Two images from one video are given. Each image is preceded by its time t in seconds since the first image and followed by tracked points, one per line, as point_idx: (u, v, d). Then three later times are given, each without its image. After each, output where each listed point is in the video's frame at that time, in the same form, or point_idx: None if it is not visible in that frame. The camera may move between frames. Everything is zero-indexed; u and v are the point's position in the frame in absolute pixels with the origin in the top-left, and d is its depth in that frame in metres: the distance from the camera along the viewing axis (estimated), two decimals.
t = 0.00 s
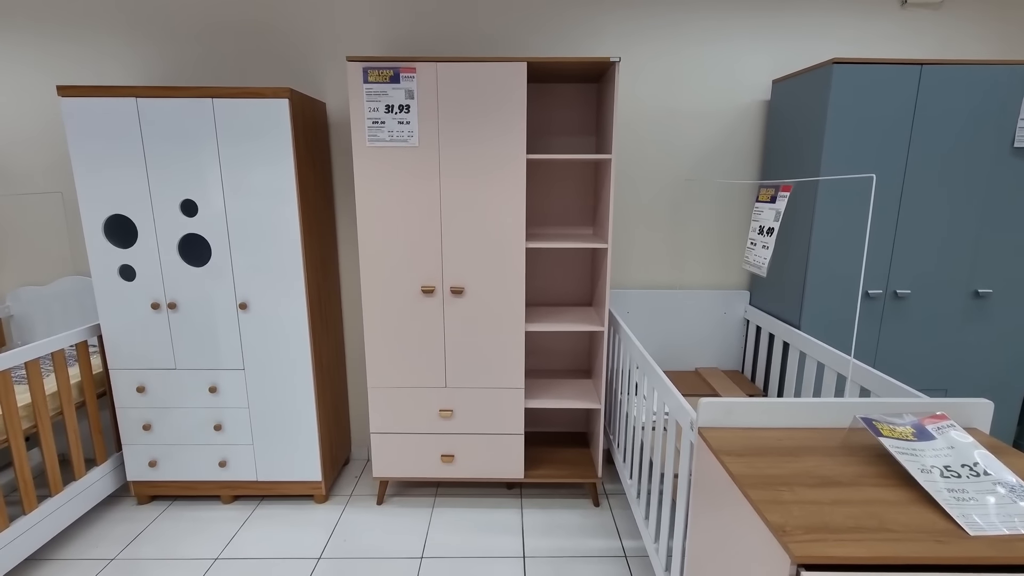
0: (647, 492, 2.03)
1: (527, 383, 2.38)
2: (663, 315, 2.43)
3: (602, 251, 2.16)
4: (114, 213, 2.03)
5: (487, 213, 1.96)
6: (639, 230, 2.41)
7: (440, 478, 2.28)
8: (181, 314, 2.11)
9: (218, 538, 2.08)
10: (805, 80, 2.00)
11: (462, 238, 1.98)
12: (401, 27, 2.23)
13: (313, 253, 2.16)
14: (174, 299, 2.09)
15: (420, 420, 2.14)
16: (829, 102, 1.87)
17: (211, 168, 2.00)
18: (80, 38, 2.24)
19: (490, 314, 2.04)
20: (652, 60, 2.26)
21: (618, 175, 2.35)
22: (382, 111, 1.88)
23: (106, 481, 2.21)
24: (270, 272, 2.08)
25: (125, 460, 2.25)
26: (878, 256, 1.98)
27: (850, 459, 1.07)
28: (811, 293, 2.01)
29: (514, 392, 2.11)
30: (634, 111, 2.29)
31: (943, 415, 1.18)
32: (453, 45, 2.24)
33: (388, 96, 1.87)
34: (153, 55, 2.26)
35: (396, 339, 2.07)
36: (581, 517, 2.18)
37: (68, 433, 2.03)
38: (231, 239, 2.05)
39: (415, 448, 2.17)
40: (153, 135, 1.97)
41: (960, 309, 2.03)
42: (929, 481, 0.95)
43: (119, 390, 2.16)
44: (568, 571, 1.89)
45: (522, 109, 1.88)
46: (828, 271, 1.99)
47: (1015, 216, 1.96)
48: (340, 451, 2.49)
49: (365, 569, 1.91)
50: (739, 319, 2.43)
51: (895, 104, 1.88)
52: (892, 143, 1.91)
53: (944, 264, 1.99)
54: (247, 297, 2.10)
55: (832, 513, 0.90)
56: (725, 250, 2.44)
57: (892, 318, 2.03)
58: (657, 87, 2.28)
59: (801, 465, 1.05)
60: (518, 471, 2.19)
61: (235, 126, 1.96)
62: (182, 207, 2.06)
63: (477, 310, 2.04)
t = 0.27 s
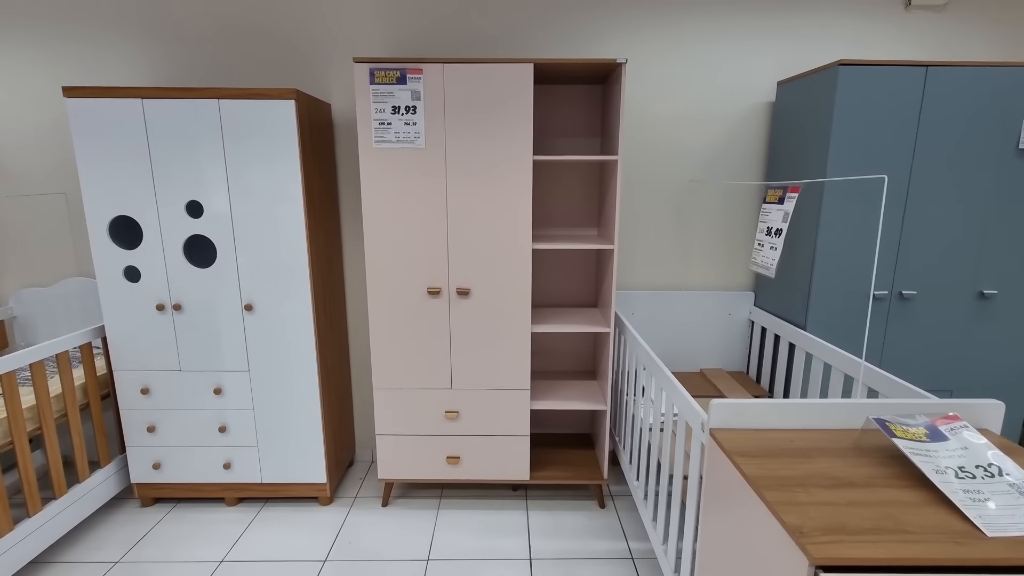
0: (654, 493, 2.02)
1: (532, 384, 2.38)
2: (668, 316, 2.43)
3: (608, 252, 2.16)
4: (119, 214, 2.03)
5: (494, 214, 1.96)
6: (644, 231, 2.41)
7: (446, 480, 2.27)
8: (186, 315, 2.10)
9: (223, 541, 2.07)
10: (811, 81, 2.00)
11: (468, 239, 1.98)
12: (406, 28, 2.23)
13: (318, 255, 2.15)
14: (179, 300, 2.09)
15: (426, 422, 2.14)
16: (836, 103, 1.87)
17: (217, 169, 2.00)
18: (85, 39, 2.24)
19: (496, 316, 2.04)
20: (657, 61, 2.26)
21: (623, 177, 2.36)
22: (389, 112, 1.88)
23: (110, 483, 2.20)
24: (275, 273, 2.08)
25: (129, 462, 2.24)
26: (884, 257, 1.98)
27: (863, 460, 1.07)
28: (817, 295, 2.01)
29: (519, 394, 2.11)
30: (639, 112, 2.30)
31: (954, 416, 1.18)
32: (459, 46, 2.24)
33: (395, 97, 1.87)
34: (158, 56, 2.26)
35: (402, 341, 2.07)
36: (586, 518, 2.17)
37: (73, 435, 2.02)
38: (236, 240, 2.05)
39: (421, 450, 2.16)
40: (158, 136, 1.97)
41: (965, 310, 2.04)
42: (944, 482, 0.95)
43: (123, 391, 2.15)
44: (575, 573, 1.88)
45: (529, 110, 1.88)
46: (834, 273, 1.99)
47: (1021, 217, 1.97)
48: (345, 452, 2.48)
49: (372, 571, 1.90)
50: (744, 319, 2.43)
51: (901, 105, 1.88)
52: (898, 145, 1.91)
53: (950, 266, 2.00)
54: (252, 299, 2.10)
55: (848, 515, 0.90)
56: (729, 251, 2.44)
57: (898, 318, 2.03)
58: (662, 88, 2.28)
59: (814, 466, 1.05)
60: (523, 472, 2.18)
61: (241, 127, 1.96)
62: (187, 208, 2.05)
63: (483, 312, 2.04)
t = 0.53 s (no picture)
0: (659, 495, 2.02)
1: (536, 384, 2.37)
2: (672, 316, 2.42)
3: (612, 252, 2.15)
4: (121, 213, 2.02)
5: (499, 214, 1.95)
6: (648, 231, 2.41)
7: (449, 480, 2.26)
8: (189, 315, 2.09)
9: (226, 542, 2.06)
10: (816, 80, 2.00)
11: (472, 238, 1.97)
12: (410, 28, 2.22)
13: (322, 255, 2.14)
14: (181, 299, 2.08)
15: (430, 422, 2.13)
16: (842, 103, 1.87)
17: (219, 168, 1.99)
18: (87, 38, 2.23)
19: (500, 316, 2.03)
20: (662, 61, 2.25)
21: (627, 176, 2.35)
22: (393, 111, 1.87)
23: (112, 483, 2.19)
24: (278, 272, 2.07)
25: (131, 462, 2.23)
26: (889, 257, 1.98)
27: (875, 461, 1.06)
28: (822, 295, 2.01)
29: (524, 394, 2.10)
30: (644, 112, 2.29)
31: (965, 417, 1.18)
32: (462, 46, 2.24)
33: (399, 96, 1.86)
34: (161, 55, 2.25)
35: (406, 341, 2.06)
36: (591, 519, 2.17)
37: (74, 436, 2.01)
38: (239, 239, 2.04)
39: (424, 450, 2.16)
40: (161, 135, 1.96)
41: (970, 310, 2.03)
42: (957, 483, 0.94)
43: (125, 392, 2.14)
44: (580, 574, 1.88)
45: (534, 109, 1.87)
46: (839, 273, 1.99)
47: None
48: (347, 453, 2.47)
49: (376, 573, 1.90)
50: (748, 320, 2.43)
51: (907, 105, 1.88)
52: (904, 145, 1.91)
53: (955, 266, 1.99)
54: (255, 298, 2.09)
55: (862, 516, 0.89)
56: (733, 251, 2.44)
57: (903, 318, 2.03)
58: (666, 88, 2.27)
59: (826, 467, 1.04)
60: (527, 473, 2.18)
61: (245, 127, 1.95)
62: (190, 208, 2.04)
63: (488, 312, 2.03)
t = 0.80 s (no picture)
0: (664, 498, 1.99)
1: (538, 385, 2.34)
2: (676, 318, 2.40)
3: (616, 252, 2.12)
4: (119, 212, 1.99)
5: (502, 214, 1.92)
6: (653, 231, 2.38)
7: (451, 483, 2.23)
8: (187, 315, 2.06)
9: (224, 546, 2.03)
10: (824, 79, 1.98)
11: (475, 238, 1.94)
12: (412, 25, 2.19)
13: (322, 254, 2.11)
14: (180, 299, 2.05)
15: (431, 424, 2.10)
16: (850, 101, 1.84)
17: (218, 166, 1.95)
18: (85, 34, 2.20)
19: (503, 316, 2.01)
20: (667, 59, 2.22)
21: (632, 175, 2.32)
22: (395, 108, 1.84)
23: (108, 486, 2.16)
24: (277, 272, 2.03)
25: (128, 465, 2.19)
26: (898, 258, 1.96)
27: (890, 467, 1.04)
28: (829, 296, 1.98)
29: (527, 396, 2.07)
30: (649, 110, 2.26)
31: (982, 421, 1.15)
32: (465, 43, 2.21)
33: (401, 93, 1.83)
34: (159, 51, 2.22)
35: (407, 342, 2.03)
36: (594, 523, 2.14)
37: (70, 438, 1.98)
38: (238, 238, 2.01)
39: (426, 453, 2.13)
40: (159, 132, 1.93)
41: (978, 312, 2.01)
42: (978, 491, 0.92)
43: (122, 393, 2.11)
44: None
45: (538, 107, 1.85)
46: (847, 274, 1.96)
47: None
48: (348, 455, 2.44)
49: None
50: (753, 321, 2.40)
51: (916, 104, 1.86)
52: (913, 144, 1.89)
53: (964, 267, 1.97)
54: (254, 298, 2.06)
55: (881, 525, 0.86)
56: (738, 251, 2.41)
57: (911, 320, 2.01)
58: (672, 86, 2.25)
59: (841, 473, 1.01)
60: (530, 476, 2.15)
61: (244, 124, 1.92)
62: (189, 206, 2.01)
63: (491, 312, 2.00)
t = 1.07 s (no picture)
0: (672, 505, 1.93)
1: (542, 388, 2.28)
2: (684, 319, 2.34)
3: (623, 251, 2.06)
4: (110, 209, 1.92)
5: (506, 211, 1.86)
6: (660, 230, 2.32)
7: (452, 489, 2.17)
8: (181, 316, 2.00)
9: (219, 553, 1.97)
10: (838, 73, 1.91)
11: (478, 237, 1.88)
12: (413, 17, 2.13)
13: (320, 253, 2.05)
14: (173, 300, 1.98)
15: (433, 429, 2.04)
16: (866, 96, 1.78)
17: (213, 162, 1.89)
18: (76, 26, 2.14)
19: (507, 318, 1.95)
20: (676, 53, 2.16)
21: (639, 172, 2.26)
22: (396, 102, 1.78)
23: (100, 491, 2.10)
24: (274, 271, 1.98)
25: (121, 469, 2.13)
26: (915, 258, 1.90)
27: (922, 479, 0.97)
28: (843, 296, 1.92)
29: (531, 399, 2.02)
30: (656, 106, 2.20)
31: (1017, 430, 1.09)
32: (468, 36, 2.15)
33: (402, 87, 1.77)
34: (153, 45, 2.16)
35: (408, 344, 1.97)
36: (600, 530, 2.08)
37: (60, 443, 1.92)
38: (234, 237, 1.95)
39: (427, 458, 2.07)
40: (152, 126, 1.86)
41: (998, 314, 1.95)
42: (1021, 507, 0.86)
43: (115, 396, 2.05)
44: None
45: (544, 101, 1.78)
46: (861, 274, 1.91)
47: None
48: (347, 459, 2.38)
49: None
50: (762, 322, 2.34)
51: (934, 99, 1.80)
52: (931, 140, 1.82)
53: (983, 267, 1.91)
54: (250, 299, 2.00)
55: (919, 544, 0.80)
56: (747, 251, 2.35)
57: (927, 322, 1.95)
58: (680, 81, 2.19)
59: (871, 486, 0.95)
60: (534, 482, 2.09)
61: (240, 118, 1.86)
62: (183, 204, 1.95)
63: (494, 314, 1.94)
